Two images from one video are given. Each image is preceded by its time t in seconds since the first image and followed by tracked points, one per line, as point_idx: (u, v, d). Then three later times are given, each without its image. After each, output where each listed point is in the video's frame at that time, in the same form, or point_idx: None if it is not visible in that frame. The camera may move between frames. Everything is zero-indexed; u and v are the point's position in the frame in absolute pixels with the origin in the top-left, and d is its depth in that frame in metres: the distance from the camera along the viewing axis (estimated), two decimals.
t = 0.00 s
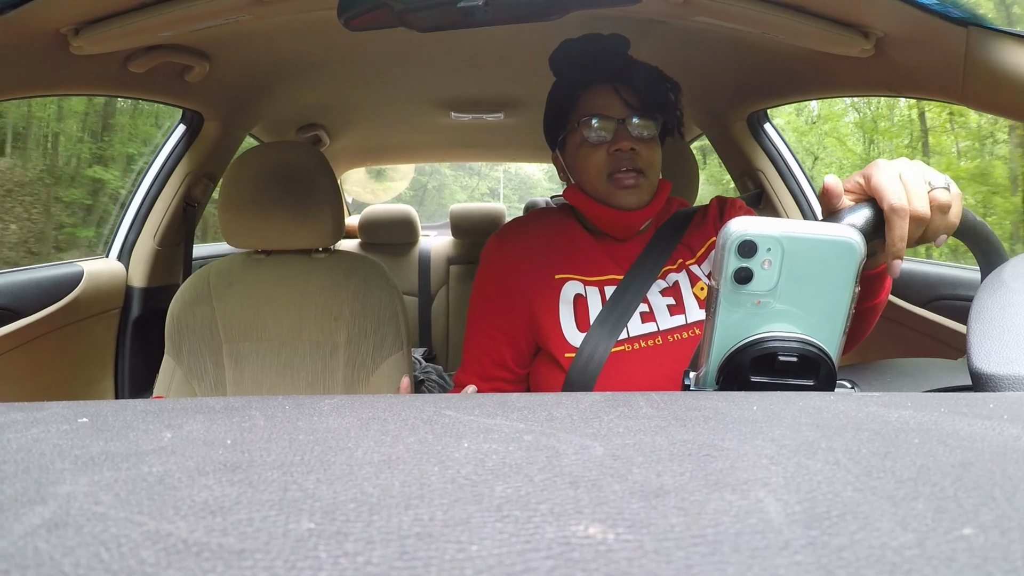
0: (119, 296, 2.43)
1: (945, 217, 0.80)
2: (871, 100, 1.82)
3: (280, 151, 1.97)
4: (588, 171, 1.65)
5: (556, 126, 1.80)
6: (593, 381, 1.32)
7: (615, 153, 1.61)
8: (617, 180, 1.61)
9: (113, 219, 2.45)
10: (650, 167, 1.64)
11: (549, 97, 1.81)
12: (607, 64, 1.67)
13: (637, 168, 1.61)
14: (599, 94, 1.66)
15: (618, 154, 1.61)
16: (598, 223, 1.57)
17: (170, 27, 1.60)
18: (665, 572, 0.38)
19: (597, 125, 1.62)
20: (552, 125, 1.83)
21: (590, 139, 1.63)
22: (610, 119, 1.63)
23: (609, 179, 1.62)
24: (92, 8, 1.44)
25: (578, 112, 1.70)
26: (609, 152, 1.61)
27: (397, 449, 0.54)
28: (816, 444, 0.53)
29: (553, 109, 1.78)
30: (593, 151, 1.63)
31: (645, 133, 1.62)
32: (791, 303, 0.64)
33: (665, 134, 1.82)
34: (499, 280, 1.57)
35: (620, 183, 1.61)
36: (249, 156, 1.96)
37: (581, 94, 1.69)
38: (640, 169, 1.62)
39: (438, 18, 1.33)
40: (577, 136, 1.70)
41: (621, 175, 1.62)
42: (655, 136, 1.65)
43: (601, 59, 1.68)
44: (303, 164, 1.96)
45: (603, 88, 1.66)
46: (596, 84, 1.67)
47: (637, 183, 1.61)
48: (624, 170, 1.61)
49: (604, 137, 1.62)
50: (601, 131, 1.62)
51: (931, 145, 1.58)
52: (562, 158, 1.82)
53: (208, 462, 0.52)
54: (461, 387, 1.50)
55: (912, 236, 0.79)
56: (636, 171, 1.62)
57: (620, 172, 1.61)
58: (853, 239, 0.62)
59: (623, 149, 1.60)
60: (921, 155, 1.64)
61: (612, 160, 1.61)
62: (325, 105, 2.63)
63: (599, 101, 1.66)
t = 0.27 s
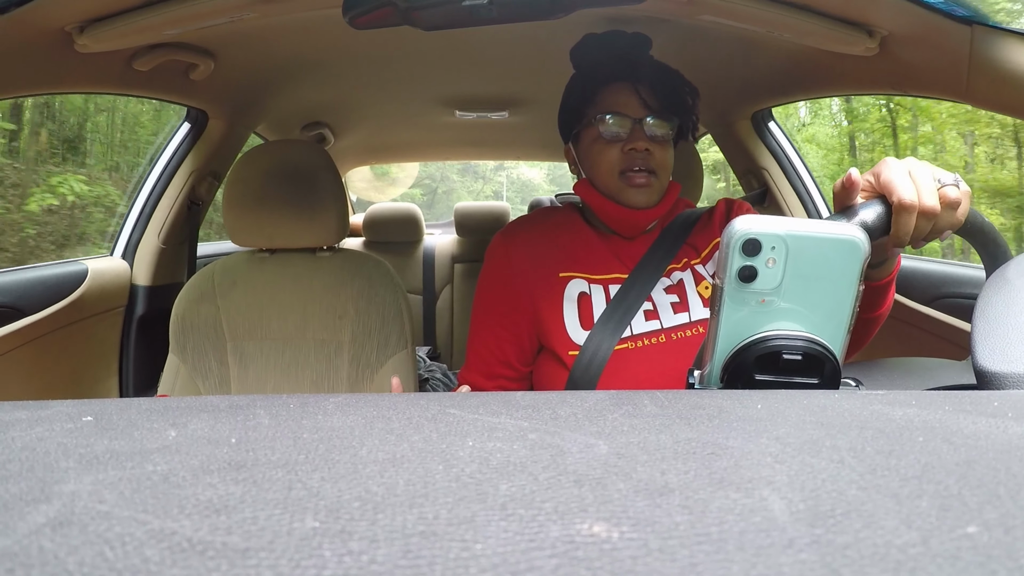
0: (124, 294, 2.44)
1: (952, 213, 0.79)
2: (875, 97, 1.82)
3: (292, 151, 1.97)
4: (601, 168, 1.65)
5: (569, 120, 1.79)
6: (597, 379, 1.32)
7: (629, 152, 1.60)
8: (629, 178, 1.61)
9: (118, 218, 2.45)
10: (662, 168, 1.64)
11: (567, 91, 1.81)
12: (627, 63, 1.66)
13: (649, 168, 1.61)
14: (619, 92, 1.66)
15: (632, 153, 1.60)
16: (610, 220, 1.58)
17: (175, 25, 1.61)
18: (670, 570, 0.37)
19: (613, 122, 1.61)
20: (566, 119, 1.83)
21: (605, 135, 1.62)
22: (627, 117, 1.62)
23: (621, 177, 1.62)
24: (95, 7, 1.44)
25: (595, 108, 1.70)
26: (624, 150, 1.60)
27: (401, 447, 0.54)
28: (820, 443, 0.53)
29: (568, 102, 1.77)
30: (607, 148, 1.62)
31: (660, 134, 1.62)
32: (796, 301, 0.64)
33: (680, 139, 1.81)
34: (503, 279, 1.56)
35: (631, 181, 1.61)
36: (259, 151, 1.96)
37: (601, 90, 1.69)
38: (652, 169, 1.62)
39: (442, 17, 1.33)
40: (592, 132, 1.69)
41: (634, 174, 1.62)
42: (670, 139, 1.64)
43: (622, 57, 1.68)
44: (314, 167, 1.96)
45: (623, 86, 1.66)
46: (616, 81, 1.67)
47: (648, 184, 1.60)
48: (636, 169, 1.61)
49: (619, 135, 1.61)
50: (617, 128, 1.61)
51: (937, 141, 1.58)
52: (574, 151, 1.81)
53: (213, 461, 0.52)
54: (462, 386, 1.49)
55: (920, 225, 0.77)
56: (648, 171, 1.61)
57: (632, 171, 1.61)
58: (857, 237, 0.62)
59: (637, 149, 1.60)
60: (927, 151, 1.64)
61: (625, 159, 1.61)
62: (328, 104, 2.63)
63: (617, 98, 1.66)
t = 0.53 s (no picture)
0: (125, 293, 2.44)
1: (956, 210, 0.79)
2: (876, 95, 1.82)
3: (298, 149, 1.98)
4: (605, 164, 1.65)
5: (573, 116, 1.79)
6: (597, 376, 1.31)
7: (634, 149, 1.61)
8: (633, 175, 1.61)
9: (119, 216, 2.45)
10: (666, 168, 1.64)
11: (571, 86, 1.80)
12: (634, 61, 1.66)
13: (654, 166, 1.61)
14: (627, 89, 1.66)
15: (638, 151, 1.61)
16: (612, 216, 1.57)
17: (175, 23, 1.60)
18: (670, 568, 0.37)
19: (619, 119, 1.61)
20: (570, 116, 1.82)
21: (610, 131, 1.62)
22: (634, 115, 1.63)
23: (625, 174, 1.62)
24: (95, 5, 1.44)
25: (601, 104, 1.70)
26: (630, 148, 1.61)
27: (402, 445, 0.54)
28: (821, 441, 0.53)
29: (573, 98, 1.77)
30: (613, 144, 1.63)
31: (665, 134, 1.62)
32: (797, 299, 0.64)
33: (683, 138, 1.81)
34: (503, 277, 1.56)
35: (635, 178, 1.61)
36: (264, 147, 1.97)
37: (608, 86, 1.69)
38: (656, 168, 1.62)
39: (443, 15, 1.32)
40: (597, 127, 1.69)
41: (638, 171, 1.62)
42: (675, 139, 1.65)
43: (630, 55, 1.68)
44: (318, 167, 1.97)
45: (630, 84, 1.66)
46: (624, 78, 1.67)
47: (653, 182, 1.61)
48: (641, 167, 1.62)
49: (626, 132, 1.61)
50: (623, 125, 1.61)
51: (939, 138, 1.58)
52: (576, 145, 1.81)
53: (214, 458, 0.52)
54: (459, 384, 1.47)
55: (923, 222, 0.77)
56: (652, 169, 1.62)
57: (637, 169, 1.61)
58: (858, 235, 0.62)
59: (643, 147, 1.60)
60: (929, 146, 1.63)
61: (630, 156, 1.61)
62: (329, 102, 2.63)
63: (625, 95, 1.66)
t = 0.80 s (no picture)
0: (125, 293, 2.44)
1: (957, 207, 0.79)
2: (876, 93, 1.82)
3: (292, 148, 1.97)
4: (599, 164, 1.65)
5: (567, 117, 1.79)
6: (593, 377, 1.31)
7: (627, 149, 1.61)
8: (628, 174, 1.62)
9: (119, 216, 2.45)
10: (661, 164, 1.64)
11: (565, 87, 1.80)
12: (626, 59, 1.66)
13: (648, 164, 1.61)
14: (618, 88, 1.65)
15: (630, 149, 1.61)
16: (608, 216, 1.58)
17: (174, 24, 1.60)
18: (671, 568, 0.37)
19: (610, 119, 1.61)
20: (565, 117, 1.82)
21: (602, 132, 1.63)
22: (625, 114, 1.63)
23: (619, 173, 1.62)
24: (94, 6, 1.44)
25: (593, 104, 1.70)
26: (622, 147, 1.61)
27: (402, 445, 0.54)
28: (822, 440, 0.53)
29: (567, 100, 1.76)
30: (605, 145, 1.63)
31: (657, 131, 1.62)
32: (797, 298, 0.64)
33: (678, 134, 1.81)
34: (502, 277, 1.56)
35: (630, 177, 1.61)
36: (259, 149, 1.96)
37: (600, 85, 1.68)
38: (650, 166, 1.62)
39: (442, 14, 1.32)
40: (589, 129, 1.69)
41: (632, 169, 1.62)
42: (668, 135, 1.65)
43: (622, 54, 1.68)
44: (315, 165, 1.97)
45: (620, 83, 1.66)
46: (615, 77, 1.66)
47: (647, 179, 1.61)
48: (634, 165, 1.62)
49: (617, 132, 1.61)
50: (614, 125, 1.61)
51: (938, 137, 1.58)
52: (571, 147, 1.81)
53: (214, 459, 0.52)
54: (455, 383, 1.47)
55: (926, 218, 0.77)
56: (647, 167, 1.62)
57: (630, 167, 1.61)
58: (857, 234, 0.62)
59: (635, 146, 1.61)
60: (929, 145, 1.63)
61: (623, 155, 1.62)
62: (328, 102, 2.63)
63: (616, 95, 1.66)
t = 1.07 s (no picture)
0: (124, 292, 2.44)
1: (952, 206, 0.79)
2: (875, 93, 1.82)
3: (291, 148, 1.97)
4: (598, 165, 1.65)
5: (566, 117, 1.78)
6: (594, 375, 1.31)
7: (627, 148, 1.61)
8: (628, 175, 1.62)
9: (118, 215, 2.45)
10: (661, 164, 1.64)
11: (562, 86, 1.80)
12: (623, 59, 1.66)
13: (648, 164, 1.61)
14: (616, 89, 1.65)
15: (630, 149, 1.61)
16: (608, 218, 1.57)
17: (174, 23, 1.60)
18: (670, 568, 0.37)
19: (610, 119, 1.61)
20: (562, 116, 1.81)
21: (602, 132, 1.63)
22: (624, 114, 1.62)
23: (619, 173, 1.62)
24: (93, 5, 1.43)
25: (591, 105, 1.69)
26: (622, 147, 1.61)
27: (402, 444, 0.54)
28: (821, 440, 0.53)
29: (565, 99, 1.76)
30: (604, 145, 1.63)
31: (658, 130, 1.62)
32: (796, 298, 0.64)
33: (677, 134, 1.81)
34: (502, 277, 1.56)
35: (630, 178, 1.61)
36: (258, 149, 1.97)
37: (598, 86, 1.68)
38: (650, 166, 1.62)
39: (442, 14, 1.32)
40: (588, 129, 1.69)
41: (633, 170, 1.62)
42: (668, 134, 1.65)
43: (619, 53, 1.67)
44: (312, 165, 1.97)
45: (619, 83, 1.65)
46: (613, 77, 1.66)
47: (647, 179, 1.61)
48: (634, 166, 1.62)
49: (617, 132, 1.61)
50: (614, 125, 1.61)
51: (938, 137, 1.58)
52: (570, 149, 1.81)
53: (213, 458, 0.52)
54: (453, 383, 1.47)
55: (919, 218, 0.77)
56: (646, 167, 1.62)
57: (630, 168, 1.62)
58: (856, 233, 0.62)
59: (635, 146, 1.61)
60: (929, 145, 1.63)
61: (623, 155, 1.62)
62: (328, 102, 2.63)
63: (614, 95, 1.65)
